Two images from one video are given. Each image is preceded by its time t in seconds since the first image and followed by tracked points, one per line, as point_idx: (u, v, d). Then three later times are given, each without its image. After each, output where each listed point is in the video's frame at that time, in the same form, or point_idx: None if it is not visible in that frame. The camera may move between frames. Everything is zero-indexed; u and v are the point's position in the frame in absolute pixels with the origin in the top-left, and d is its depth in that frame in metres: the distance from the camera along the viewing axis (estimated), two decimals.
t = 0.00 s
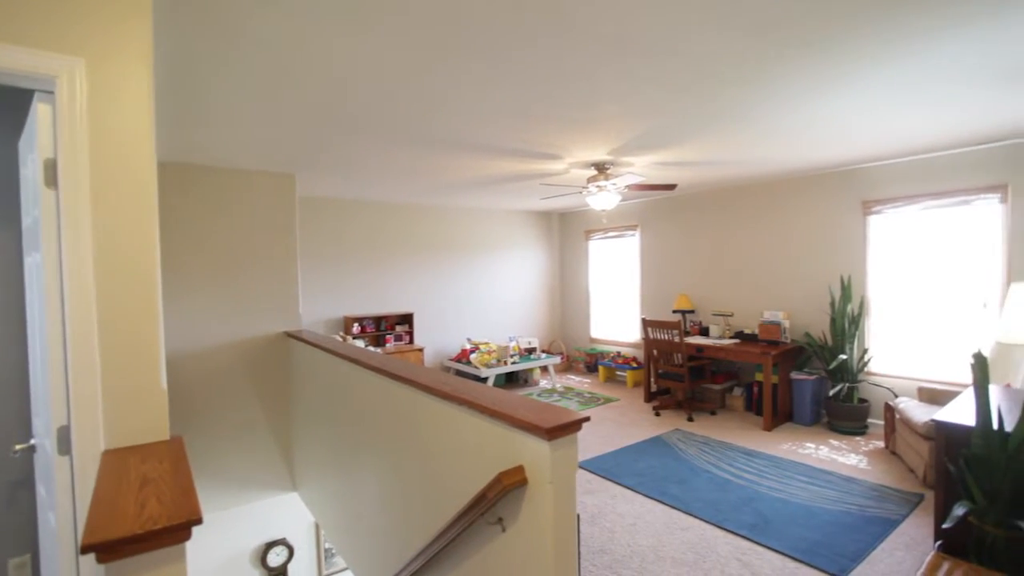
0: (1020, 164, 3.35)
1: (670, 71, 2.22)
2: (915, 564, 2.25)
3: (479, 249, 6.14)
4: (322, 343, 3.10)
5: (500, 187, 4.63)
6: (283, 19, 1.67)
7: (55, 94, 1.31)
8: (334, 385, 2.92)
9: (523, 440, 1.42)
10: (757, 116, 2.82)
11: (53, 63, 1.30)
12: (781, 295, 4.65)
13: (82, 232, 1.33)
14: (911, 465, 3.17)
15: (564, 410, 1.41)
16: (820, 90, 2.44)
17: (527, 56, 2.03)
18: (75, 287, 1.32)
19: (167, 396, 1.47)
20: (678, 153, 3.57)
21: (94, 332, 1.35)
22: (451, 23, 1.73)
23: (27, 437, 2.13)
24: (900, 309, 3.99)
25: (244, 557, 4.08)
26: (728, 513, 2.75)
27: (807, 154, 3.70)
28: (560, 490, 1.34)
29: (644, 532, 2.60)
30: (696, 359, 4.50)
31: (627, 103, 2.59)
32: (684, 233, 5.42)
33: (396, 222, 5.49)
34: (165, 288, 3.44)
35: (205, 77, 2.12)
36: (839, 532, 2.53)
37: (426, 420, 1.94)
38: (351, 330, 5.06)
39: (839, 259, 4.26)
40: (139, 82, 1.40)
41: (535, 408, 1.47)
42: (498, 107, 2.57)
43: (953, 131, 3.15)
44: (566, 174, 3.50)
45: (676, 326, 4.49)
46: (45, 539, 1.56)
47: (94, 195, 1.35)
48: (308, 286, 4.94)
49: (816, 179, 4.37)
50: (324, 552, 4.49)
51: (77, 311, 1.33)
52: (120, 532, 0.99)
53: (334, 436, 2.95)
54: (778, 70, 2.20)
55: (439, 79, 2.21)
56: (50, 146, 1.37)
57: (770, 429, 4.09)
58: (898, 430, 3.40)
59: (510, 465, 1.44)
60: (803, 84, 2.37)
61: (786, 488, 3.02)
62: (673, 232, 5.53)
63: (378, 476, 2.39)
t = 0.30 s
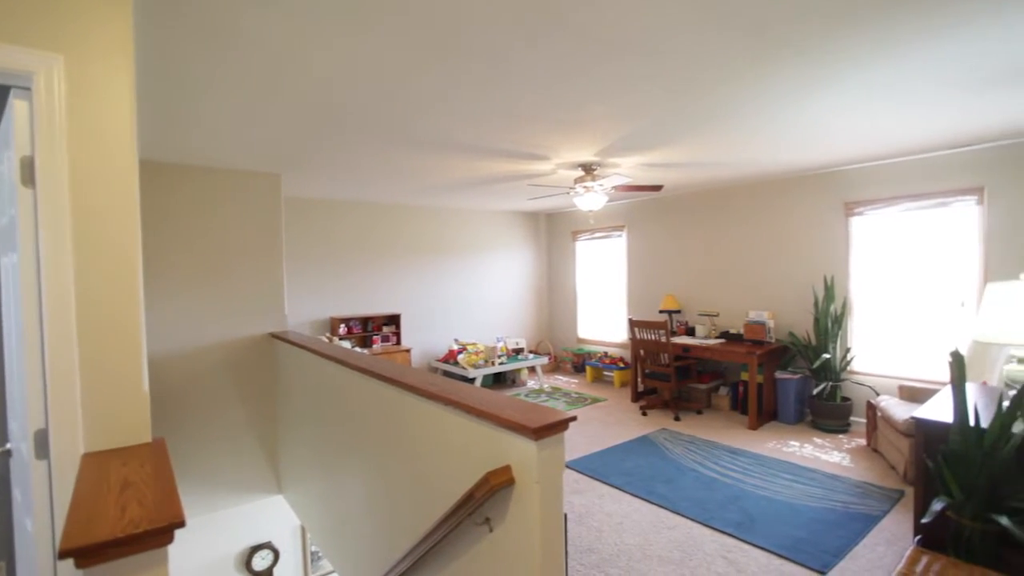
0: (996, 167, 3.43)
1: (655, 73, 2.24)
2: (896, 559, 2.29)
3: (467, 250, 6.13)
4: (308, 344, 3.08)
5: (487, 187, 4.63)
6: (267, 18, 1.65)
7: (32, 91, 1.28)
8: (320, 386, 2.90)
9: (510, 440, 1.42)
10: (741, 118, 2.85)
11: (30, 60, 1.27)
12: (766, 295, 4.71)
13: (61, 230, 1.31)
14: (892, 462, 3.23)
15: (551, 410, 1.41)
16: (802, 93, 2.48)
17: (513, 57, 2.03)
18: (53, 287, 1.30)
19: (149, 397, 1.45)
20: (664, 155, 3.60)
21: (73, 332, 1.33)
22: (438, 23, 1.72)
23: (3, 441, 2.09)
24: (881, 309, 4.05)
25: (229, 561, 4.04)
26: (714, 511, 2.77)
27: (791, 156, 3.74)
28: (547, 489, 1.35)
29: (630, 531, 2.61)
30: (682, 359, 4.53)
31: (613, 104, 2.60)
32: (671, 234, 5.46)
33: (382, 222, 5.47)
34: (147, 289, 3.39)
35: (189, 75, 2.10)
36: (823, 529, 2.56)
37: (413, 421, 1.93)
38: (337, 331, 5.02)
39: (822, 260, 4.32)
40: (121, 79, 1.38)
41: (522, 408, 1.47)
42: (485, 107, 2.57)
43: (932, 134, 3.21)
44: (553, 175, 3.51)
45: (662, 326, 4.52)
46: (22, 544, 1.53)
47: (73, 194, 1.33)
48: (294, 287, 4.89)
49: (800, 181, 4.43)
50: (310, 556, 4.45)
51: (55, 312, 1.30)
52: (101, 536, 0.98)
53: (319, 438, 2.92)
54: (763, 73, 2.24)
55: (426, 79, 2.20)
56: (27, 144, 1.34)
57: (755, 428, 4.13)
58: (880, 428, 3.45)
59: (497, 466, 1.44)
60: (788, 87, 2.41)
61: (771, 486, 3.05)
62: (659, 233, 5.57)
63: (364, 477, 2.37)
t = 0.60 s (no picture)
0: (970, 171, 3.52)
1: (640, 74, 2.25)
2: (875, 553, 2.33)
3: (452, 250, 6.11)
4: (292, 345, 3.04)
5: (473, 187, 4.63)
6: (250, 14, 1.63)
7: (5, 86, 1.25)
8: (303, 387, 2.87)
9: (496, 440, 1.42)
10: (724, 120, 2.88)
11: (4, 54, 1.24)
12: (749, 295, 4.76)
13: (36, 228, 1.28)
14: (872, 459, 3.29)
15: (535, 410, 1.41)
16: (782, 96, 2.52)
17: (498, 57, 2.03)
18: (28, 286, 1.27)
19: (128, 399, 1.43)
20: (648, 156, 3.63)
21: (49, 333, 1.30)
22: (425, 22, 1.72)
23: None
24: (861, 308, 4.13)
25: (211, 565, 3.98)
26: (698, 509, 2.79)
27: (772, 158, 3.80)
28: (532, 489, 1.35)
29: (616, 530, 2.62)
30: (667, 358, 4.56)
31: (598, 105, 2.62)
32: (656, 234, 5.51)
33: (368, 222, 5.43)
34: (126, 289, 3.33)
35: (169, 72, 2.06)
36: (804, 525, 2.59)
37: (398, 421, 1.92)
38: (322, 332, 4.99)
39: (804, 260, 4.38)
40: (97, 75, 1.35)
41: (507, 408, 1.47)
42: (471, 107, 2.57)
43: (909, 138, 3.28)
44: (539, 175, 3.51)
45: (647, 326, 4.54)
46: None
47: (48, 192, 1.30)
48: (277, 287, 4.85)
49: (782, 182, 4.49)
50: (293, 558, 4.41)
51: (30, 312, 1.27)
52: (77, 542, 0.95)
53: (303, 440, 2.89)
54: (743, 75, 2.27)
55: (411, 78, 2.19)
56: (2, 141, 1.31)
57: (738, 427, 4.17)
58: (860, 425, 3.51)
59: (483, 465, 1.44)
60: (769, 90, 2.44)
61: (754, 483, 3.09)
62: (644, 234, 5.61)
63: (349, 478, 2.35)
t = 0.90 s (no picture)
0: (945, 174, 3.60)
1: (624, 76, 2.27)
2: (855, 548, 2.37)
3: (438, 251, 6.10)
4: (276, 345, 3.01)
5: (459, 188, 4.62)
6: (232, 11, 1.60)
7: None
8: (287, 389, 2.84)
9: (481, 440, 1.42)
10: (707, 122, 2.91)
11: None
12: (733, 296, 4.81)
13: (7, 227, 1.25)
14: (852, 456, 3.34)
15: (521, 410, 1.41)
16: (763, 99, 2.56)
17: (484, 58, 2.04)
18: None
19: (104, 401, 1.40)
20: (633, 158, 3.65)
21: (20, 335, 1.27)
22: (410, 20, 1.71)
23: None
24: (841, 309, 4.19)
25: (192, 570, 3.92)
26: (683, 508, 2.82)
27: (754, 161, 3.85)
28: (517, 489, 1.35)
29: (601, 529, 2.63)
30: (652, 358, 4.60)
31: (584, 106, 2.63)
32: (641, 235, 5.54)
33: (352, 222, 5.40)
34: (104, 290, 3.27)
35: (149, 68, 2.03)
36: (786, 522, 2.63)
37: (383, 422, 1.91)
38: (306, 333, 4.94)
39: (786, 261, 4.44)
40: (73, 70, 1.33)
41: (492, 408, 1.47)
42: (457, 107, 2.57)
43: (888, 141, 3.33)
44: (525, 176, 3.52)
45: (632, 325, 4.58)
46: None
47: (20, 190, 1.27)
48: (260, 287, 4.79)
49: (765, 184, 4.55)
50: (277, 562, 4.36)
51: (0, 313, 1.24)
52: (52, 546, 0.93)
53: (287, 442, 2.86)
54: (725, 78, 2.30)
55: (397, 77, 2.19)
56: None
57: (722, 426, 4.22)
58: (841, 424, 3.56)
59: (468, 466, 1.44)
60: (751, 93, 2.48)
61: (738, 481, 3.13)
62: (629, 235, 5.65)
63: (333, 481, 2.33)
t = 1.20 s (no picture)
0: (924, 176, 3.67)
1: (611, 77, 2.28)
2: (838, 544, 2.40)
3: (424, 251, 6.07)
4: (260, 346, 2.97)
5: (446, 188, 4.61)
6: (215, 6, 1.58)
7: None
8: (271, 391, 2.80)
9: (467, 441, 1.42)
10: (692, 123, 2.93)
11: None
12: (718, 296, 4.85)
13: None
14: (834, 454, 3.39)
15: (507, 410, 1.41)
16: (747, 101, 2.59)
17: (471, 56, 2.03)
18: None
19: (81, 404, 1.37)
20: (619, 158, 3.67)
21: None
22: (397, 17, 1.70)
23: None
24: (824, 308, 4.25)
25: None
26: (669, 507, 2.83)
27: (738, 162, 3.88)
28: (504, 490, 1.35)
29: (588, 528, 2.64)
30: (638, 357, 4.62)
31: (570, 106, 2.64)
32: (627, 236, 5.57)
33: (337, 222, 5.36)
34: (82, 290, 3.20)
35: (130, 65, 1.99)
36: (771, 519, 2.66)
37: (368, 424, 1.89)
38: (291, 334, 4.88)
39: (769, 261, 4.49)
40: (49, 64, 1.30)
41: (478, 409, 1.46)
42: (444, 105, 2.56)
43: (869, 143, 3.38)
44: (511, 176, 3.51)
45: (619, 325, 4.59)
46: None
47: None
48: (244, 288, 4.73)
49: (748, 186, 4.60)
50: (261, 565, 4.31)
51: None
52: (24, 553, 0.91)
53: (271, 444, 2.83)
54: (708, 80, 2.33)
55: (383, 75, 2.17)
56: None
57: (707, 425, 4.25)
58: (824, 421, 3.61)
59: (454, 467, 1.43)
60: (736, 94, 2.50)
61: (723, 479, 3.16)
62: (616, 235, 5.67)
63: (317, 483, 2.30)
